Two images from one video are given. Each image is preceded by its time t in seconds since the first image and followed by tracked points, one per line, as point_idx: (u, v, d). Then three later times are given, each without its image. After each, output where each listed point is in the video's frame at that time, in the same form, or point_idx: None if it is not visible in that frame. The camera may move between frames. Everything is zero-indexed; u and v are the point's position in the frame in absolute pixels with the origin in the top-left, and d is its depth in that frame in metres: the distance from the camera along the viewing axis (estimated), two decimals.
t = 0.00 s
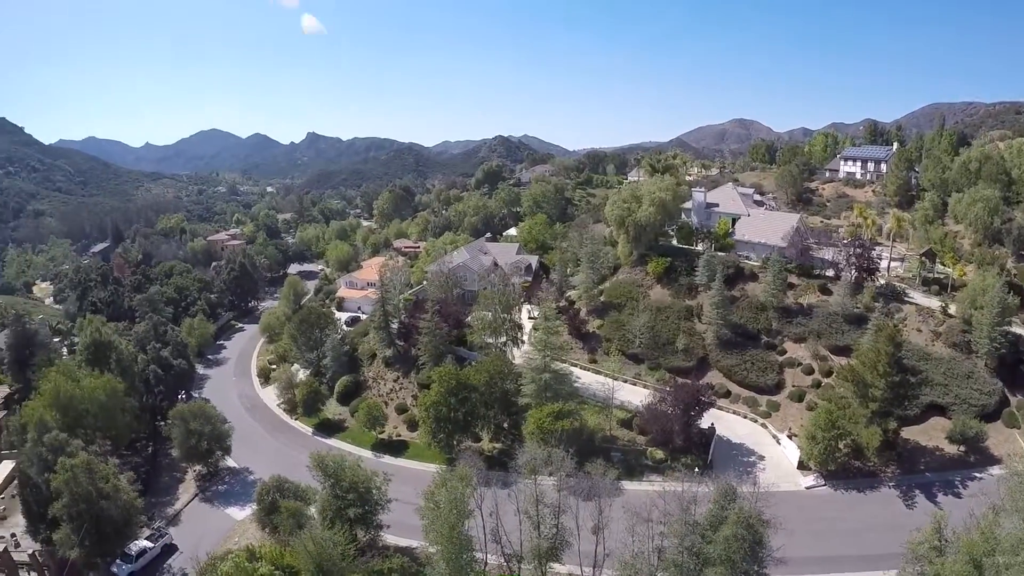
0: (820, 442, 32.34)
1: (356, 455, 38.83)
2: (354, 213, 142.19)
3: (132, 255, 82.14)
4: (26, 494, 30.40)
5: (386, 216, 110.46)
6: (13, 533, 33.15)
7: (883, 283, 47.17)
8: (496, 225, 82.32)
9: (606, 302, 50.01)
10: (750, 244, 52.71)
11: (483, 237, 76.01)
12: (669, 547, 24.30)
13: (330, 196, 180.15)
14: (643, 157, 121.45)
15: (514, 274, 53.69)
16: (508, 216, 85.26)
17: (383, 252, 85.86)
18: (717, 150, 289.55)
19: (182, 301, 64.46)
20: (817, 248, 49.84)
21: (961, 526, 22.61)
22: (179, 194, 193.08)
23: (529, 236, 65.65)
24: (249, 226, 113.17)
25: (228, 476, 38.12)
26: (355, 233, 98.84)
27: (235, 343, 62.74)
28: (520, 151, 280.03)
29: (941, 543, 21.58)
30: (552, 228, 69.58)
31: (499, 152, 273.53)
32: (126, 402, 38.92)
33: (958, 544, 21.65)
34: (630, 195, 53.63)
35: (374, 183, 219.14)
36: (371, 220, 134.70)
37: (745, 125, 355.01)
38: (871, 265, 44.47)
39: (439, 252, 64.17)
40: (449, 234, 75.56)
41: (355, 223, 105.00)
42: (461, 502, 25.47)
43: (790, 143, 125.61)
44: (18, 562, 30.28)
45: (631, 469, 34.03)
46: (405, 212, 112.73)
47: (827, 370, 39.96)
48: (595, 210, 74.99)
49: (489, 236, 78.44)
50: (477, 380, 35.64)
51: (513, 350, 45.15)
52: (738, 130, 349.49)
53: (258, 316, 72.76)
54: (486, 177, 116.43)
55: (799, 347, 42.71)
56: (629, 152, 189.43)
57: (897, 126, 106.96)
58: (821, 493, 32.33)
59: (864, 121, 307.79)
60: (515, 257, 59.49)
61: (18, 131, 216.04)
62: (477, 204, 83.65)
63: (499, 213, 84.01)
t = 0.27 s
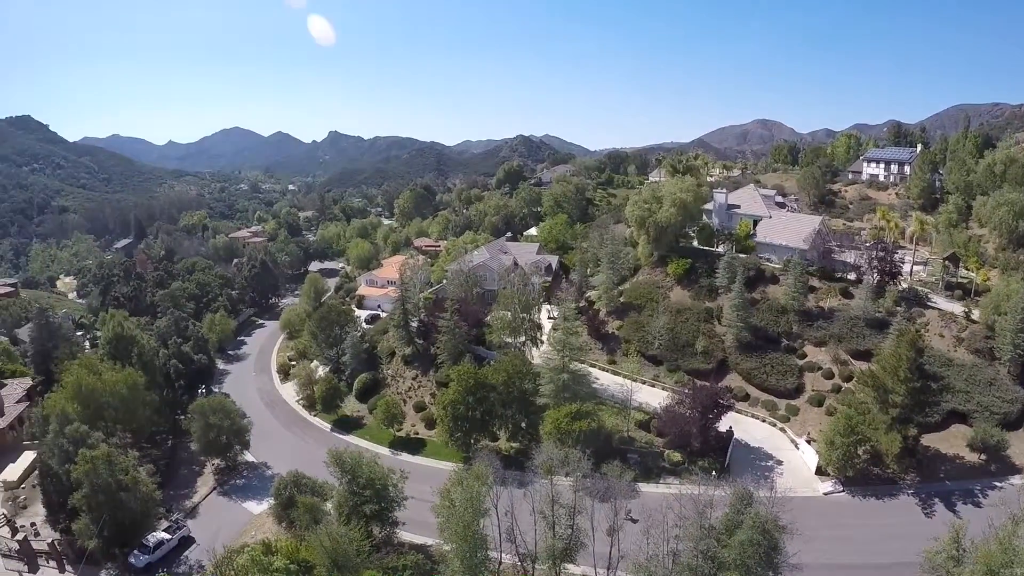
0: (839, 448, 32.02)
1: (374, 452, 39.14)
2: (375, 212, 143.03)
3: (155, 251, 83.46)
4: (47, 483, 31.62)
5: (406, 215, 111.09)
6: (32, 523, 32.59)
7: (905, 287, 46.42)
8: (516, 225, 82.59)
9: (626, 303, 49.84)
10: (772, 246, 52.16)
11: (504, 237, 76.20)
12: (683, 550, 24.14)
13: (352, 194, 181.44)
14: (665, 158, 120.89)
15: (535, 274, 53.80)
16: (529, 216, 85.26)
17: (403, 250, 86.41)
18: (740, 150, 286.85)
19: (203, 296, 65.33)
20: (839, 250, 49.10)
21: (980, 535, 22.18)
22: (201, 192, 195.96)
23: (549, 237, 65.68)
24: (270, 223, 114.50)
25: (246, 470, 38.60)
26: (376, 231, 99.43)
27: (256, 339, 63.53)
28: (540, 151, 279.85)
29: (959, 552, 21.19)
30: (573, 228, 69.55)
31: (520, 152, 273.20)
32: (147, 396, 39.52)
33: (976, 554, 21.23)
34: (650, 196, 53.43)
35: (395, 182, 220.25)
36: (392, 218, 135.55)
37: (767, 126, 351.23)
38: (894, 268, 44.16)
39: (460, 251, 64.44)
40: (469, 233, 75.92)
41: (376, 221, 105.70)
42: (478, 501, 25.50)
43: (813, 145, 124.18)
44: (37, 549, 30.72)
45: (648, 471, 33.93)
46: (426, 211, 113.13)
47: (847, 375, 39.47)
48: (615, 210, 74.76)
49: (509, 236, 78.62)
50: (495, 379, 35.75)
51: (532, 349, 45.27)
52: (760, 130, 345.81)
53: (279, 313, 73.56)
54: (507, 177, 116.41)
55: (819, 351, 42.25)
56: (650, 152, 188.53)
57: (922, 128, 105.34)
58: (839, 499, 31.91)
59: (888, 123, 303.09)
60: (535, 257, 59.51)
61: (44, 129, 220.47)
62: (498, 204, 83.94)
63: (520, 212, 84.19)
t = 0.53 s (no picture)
0: (857, 453, 31.61)
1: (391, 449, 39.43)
2: (395, 210, 143.88)
3: (177, 247, 84.73)
4: (68, 475, 31.96)
5: (426, 213, 111.53)
6: (52, 512, 33.09)
7: (927, 291, 45.56)
8: (536, 225, 82.60)
9: (645, 304, 49.66)
10: (792, 248, 51.59)
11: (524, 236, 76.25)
12: (697, 553, 23.99)
13: (372, 193, 182.74)
14: (685, 159, 120.17)
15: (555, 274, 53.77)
16: (549, 216, 85.18)
17: (423, 249, 86.83)
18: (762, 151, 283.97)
19: (223, 293, 66.20)
20: (859, 253, 48.48)
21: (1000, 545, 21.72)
22: (222, 189, 198.64)
23: (569, 236, 65.58)
24: (291, 221, 115.80)
25: (263, 465, 39.05)
26: (396, 230, 99.92)
27: (276, 335, 64.25)
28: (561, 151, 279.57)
29: (977, 562, 20.77)
30: (593, 228, 69.40)
31: (540, 151, 273.19)
32: (167, 390, 40.07)
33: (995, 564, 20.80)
34: (671, 196, 53.19)
35: (415, 180, 221.27)
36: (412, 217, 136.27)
37: (789, 126, 347.42)
38: (917, 272, 43.66)
39: (480, 250, 64.58)
40: (490, 232, 76.13)
41: (397, 220, 106.24)
42: (493, 500, 25.52)
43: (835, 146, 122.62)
44: (56, 539, 31.35)
45: (664, 473, 33.77)
46: (445, 210, 113.47)
47: (867, 380, 38.90)
48: (636, 211, 74.39)
49: (529, 236, 78.66)
50: (513, 378, 35.82)
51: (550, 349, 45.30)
52: (781, 131, 342.05)
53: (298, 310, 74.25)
54: (527, 177, 116.29)
55: (839, 355, 41.73)
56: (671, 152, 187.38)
57: (946, 130, 103.60)
58: (856, 505, 31.47)
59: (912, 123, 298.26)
60: (554, 257, 59.45)
61: (69, 127, 224.78)
62: (518, 203, 84.09)
63: (540, 212, 84.22)
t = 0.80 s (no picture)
0: (876, 459, 31.19)
1: (408, 447, 39.71)
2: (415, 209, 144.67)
3: (198, 244, 86.01)
4: (87, 466, 32.23)
5: (446, 212, 112.14)
6: (70, 503, 33.76)
7: (949, 296, 44.71)
8: (556, 226, 82.62)
9: (664, 305, 49.51)
10: (812, 251, 50.97)
11: (543, 236, 76.29)
12: (712, 557, 23.79)
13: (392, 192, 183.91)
14: (705, 160, 119.46)
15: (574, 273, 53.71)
16: (569, 216, 85.00)
17: (443, 248, 87.21)
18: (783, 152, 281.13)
19: (244, 289, 67.05)
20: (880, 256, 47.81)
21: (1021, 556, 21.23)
22: (243, 187, 201.10)
23: (588, 237, 65.45)
24: (311, 219, 117.00)
25: (281, 460, 39.49)
26: (417, 229, 100.43)
27: (295, 332, 65.00)
28: (581, 151, 278.99)
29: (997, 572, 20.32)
30: (612, 229, 69.20)
31: (560, 151, 273.03)
32: (186, 384, 40.64)
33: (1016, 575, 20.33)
34: (691, 197, 52.93)
35: (434, 179, 222.28)
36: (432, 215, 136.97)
37: (811, 127, 343.48)
38: (939, 276, 42.47)
39: (499, 250, 64.72)
40: (509, 232, 76.28)
41: (416, 219, 106.71)
42: (509, 499, 25.54)
43: (858, 147, 120.90)
44: (74, 529, 31.97)
45: (681, 476, 33.61)
46: (465, 209, 113.95)
47: (887, 385, 38.32)
48: (656, 211, 74.02)
49: (548, 235, 78.68)
50: (531, 378, 35.88)
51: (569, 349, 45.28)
52: (802, 132, 338.07)
53: (317, 307, 74.93)
54: (547, 176, 116.23)
55: (859, 359, 41.18)
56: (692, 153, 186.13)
57: (971, 132, 101.68)
58: (874, 512, 31.01)
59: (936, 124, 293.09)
60: (573, 257, 59.38)
61: (93, 125, 228.91)
62: (538, 203, 84.12)
63: (560, 212, 84.11)
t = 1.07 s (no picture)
0: (894, 466, 30.78)
1: (424, 445, 39.97)
2: (434, 208, 145.27)
3: (219, 241, 87.26)
4: (105, 459, 32.54)
5: (466, 212, 112.64)
6: (88, 495, 34.35)
7: (971, 300, 43.73)
8: (576, 226, 82.58)
9: (684, 306, 49.33)
10: (833, 254, 50.39)
11: (563, 236, 76.26)
12: (728, 561, 23.56)
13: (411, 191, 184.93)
14: (726, 161, 118.59)
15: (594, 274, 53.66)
16: (588, 217, 84.80)
17: (462, 247, 87.45)
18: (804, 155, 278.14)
19: (263, 287, 67.79)
20: (901, 260, 47.04)
21: None
22: (263, 185, 203.41)
23: (607, 237, 65.29)
24: (330, 218, 118.04)
25: (298, 456, 39.92)
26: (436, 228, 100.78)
27: (314, 329, 65.68)
28: (602, 151, 278.34)
29: None
30: (631, 229, 69.01)
31: (581, 151, 272.91)
32: (206, 379, 41.16)
33: None
34: (711, 199, 52.62)
35: (452, 179, 222.89)
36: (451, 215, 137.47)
37: (833, 129, 339.11)
38: (960, 280, 41.60)
39: (518, 250, 64.78)
40: (529, 232, 76.35)
41: (436, 218, 107.18)
42: (524, 499, 25.53)
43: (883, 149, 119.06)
44: (92, 520, 32.52)
45: (697, 479, 33.44)
46: (485, 209, 114.19)
47: (907, 391, 37.75)
48: (676, 213, 73.65)
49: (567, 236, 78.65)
50: (548, 378, 35.88)
51: (587, 350, 45.23)
52: (823, 133, 333.91)
53: (336, 305, 75.56)
54: (567, 176, 116.01)
55: (878, 364, 40.58)
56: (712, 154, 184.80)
57: (997, 134, 99.70)
58: (892, 519, 30.51)
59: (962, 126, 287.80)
60: (592, 257, 59.29)
61: (115, 123, 232.89)
62: (557, 203, 84.09)
63: (579, 212, 83.97)
